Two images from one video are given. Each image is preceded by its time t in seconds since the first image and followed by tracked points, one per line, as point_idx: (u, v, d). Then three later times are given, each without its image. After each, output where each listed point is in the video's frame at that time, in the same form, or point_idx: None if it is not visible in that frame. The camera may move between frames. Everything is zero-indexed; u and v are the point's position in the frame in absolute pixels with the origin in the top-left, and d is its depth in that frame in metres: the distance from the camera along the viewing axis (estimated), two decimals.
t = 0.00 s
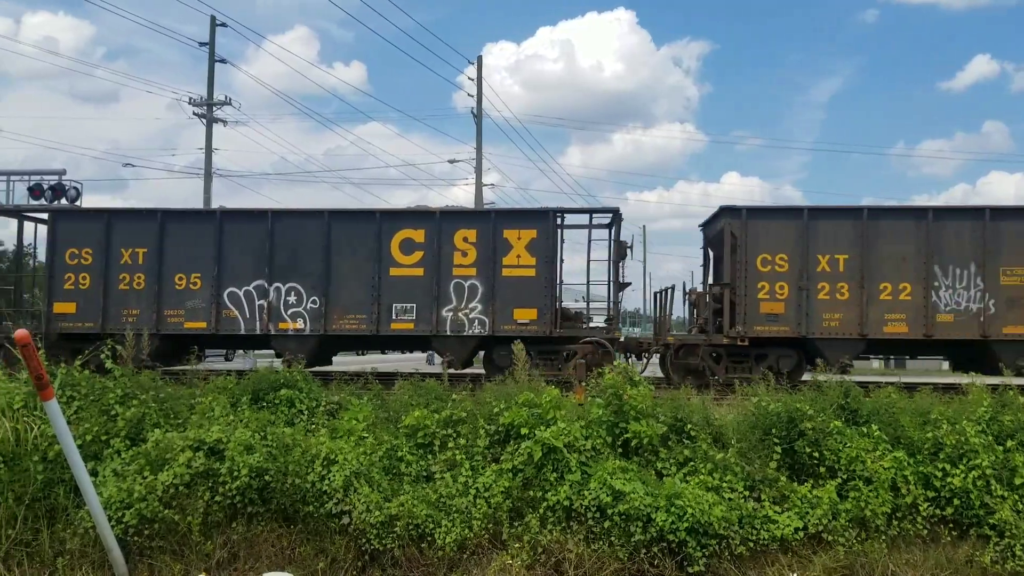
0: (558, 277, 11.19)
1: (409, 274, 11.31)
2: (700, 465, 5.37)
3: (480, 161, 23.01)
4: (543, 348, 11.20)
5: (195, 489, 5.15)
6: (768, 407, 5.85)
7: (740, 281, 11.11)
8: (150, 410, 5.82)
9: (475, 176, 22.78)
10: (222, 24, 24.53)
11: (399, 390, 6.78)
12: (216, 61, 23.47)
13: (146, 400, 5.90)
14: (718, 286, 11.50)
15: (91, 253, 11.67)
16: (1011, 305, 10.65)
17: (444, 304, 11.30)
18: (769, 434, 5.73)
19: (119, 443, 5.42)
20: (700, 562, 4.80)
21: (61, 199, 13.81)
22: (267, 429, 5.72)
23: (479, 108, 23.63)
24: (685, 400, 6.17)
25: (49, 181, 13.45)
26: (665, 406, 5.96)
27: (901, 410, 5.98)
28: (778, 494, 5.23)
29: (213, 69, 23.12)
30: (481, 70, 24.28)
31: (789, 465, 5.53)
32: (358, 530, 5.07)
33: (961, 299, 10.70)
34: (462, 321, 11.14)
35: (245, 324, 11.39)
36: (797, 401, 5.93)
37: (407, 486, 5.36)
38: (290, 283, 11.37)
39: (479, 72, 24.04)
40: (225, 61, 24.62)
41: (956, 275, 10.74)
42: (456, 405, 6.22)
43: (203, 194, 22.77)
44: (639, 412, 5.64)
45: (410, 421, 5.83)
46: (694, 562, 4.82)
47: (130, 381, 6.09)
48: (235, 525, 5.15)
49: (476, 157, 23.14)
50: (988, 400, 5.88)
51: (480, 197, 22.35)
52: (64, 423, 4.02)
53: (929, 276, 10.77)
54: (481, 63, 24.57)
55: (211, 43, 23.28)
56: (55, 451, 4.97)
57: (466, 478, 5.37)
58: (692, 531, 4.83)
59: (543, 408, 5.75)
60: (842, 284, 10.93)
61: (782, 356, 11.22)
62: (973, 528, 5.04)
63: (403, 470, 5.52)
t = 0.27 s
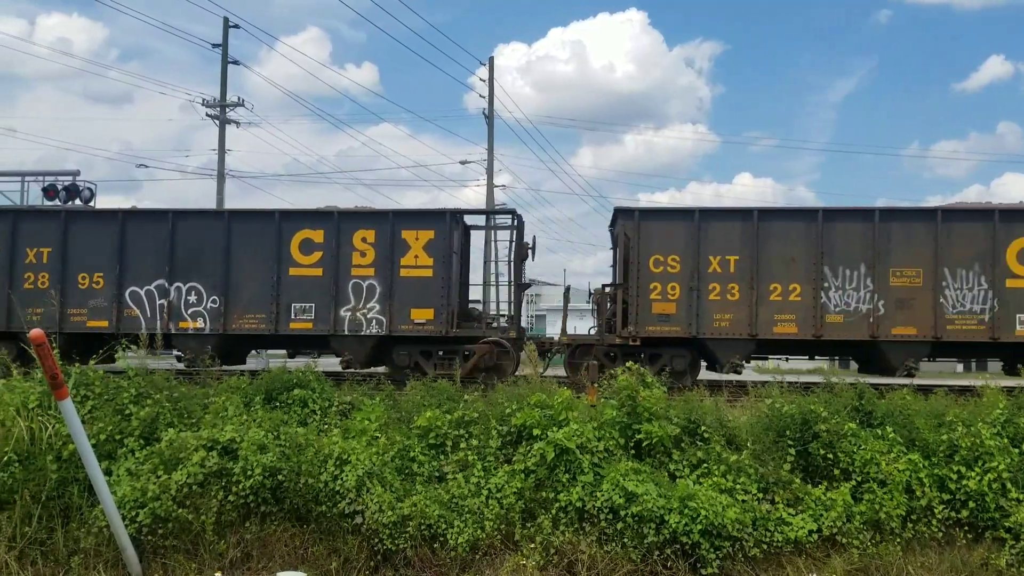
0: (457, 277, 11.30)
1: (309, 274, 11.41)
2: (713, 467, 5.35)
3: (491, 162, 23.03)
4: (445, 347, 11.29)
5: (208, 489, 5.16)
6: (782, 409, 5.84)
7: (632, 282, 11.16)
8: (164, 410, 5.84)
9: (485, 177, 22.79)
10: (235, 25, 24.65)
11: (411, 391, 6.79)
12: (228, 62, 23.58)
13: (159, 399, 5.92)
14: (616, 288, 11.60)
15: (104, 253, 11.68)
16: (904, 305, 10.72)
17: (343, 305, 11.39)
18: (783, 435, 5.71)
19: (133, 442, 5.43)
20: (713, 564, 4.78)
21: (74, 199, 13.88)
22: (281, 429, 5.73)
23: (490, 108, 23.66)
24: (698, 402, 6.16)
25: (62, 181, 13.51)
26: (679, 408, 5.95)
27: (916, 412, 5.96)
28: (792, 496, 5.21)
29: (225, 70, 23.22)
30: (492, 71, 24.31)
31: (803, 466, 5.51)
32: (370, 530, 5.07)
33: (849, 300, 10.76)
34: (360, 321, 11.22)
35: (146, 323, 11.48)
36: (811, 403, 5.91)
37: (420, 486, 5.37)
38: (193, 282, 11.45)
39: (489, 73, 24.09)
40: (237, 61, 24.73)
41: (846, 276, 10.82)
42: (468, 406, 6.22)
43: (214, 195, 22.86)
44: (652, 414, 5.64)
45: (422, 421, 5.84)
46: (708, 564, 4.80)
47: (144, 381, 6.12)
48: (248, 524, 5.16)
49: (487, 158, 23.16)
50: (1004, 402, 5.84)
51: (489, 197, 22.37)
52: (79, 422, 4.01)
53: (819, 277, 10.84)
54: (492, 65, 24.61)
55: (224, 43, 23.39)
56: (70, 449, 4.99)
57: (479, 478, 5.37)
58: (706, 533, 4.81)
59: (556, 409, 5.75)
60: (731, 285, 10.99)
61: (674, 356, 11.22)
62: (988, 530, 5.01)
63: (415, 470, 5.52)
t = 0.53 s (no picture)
0: (343, 276, 11.69)
1: (198, 274, 11.80)
2: (717, 468, 5.35)
3: (494, 163, 23.07)
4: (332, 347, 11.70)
5: (212, 490, 5.15)
6: (786, 410, 5.84)
7: (519, 282, 11.43)
8: (167, 410, 5.85)
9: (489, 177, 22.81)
10: (239, 27, 24.69)
11: (414, 391, 6.80)
12: (232, 63, 23.65)
13: (163, 400, 5.93)
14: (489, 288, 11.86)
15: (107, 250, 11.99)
16: (788, 304, 10.99)
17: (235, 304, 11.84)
18: (787, 437, 5.71)
19: (137, 443, 5.44)
20: (716, 566, 4.76)
21: (79, 200, 13.90)
22: (284, 430, 5.73)
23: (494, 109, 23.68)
24: (701, 403, 6.17)
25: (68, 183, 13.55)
26: (683, 409, 5.95)
27: (920, 413, 5.96)
28: (796, 497, 5.20)
29: (229, 71, 23.29)
30: (496, 72, 24.33)
31: (807, 468, 5.51)
32: (374, 531, 5.06)
33: (729, 299, 11.05)
34: (251, 321, 11.71)
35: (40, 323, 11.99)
36: (814, 404, 5.91)
37: (423, 487, 5.36)
38: (82, 283, 11.96)
39: (493, 74, 24.10)
40: (241, 63, 24.77)
41: (726, 276, 11.10)
42: (472, 407, 6.24)
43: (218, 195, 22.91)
44: (656, 415, 5.63)
45: (425, 422, 5.84)
46: (711, 565, 4.77)
47: (148, 382, 6.13)
48: (252, 525, 5.16)
49: (491, 159, 23.20)
50: (1009, 403, 5.84)
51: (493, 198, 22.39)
52: (81, 422, 4.01)
53: (700, 277, 11.13)
54: (496, 65, 24.64)
55: (229, 44, 23.43)
56: (74, 450, 4.99)
57: (482, 479, 5.37)
58: (709, 534, 4.78)
59: (559, 409, 5.75)
60: (616, 285, 11.31)
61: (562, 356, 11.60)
62: (993, 532, 4.99)
63: (419, 471, 5.53)
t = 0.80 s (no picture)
0: (236, 276, 11.91)
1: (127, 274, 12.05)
2: (721, 468, 5.34)
3: (499, 164, 23.06)
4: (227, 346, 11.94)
5: (216, 490, 5.14)
6: (790, 411, 5.83)
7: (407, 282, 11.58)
8: (172, 411, 5.86)
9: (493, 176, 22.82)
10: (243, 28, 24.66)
11: (419, 392, 6.81)
12: (237, 64, 23.70)
13: (168, 400, 5.94)
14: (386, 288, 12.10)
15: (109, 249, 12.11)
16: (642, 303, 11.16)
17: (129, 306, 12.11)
18: (791, 437, 5.70)
19: (141, 443, 5.44)
20: (721, 567, 4.73)
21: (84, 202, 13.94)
22: (288, 430, 5.74)
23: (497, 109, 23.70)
24: (705, 403, 6.17)
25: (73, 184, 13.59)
26: (687, 410, 5.95)
27: (925, 414, 5.96)
28: (800, 498, 5.20)
29: (234, 71, 23.33)
30: (500, 72, 24.34)
31: (811, 469, 5.50)
32: (378, 531, 5.04)
33: (614, 298, 11.21)
34: (144, 321, 11.95)
35: None
36: (819, 405, 5.91)
37: (428, 488, 5.36)
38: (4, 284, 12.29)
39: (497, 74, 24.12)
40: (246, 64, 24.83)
41: (611, 276, 11.25)
42: (476, 407, 6.24)
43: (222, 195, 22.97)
44: (660, 416, 5.62)
45: (429, 423, 5.85)
46: (716, 567, 4.75)
47: (152, 382, 6.14)
48: (256, 525, 5.16)
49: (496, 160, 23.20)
50: (1015, 405, 5.82)
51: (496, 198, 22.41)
52: (87, 423, 4.00)
53: (586, 277, 11.29)
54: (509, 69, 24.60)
55: (233, 45, 23.47)
56: (79, 450, 4.99)
57: (486, 480, 5.36)
58: (714, 534, 4.77)
59: (563, 410, 5.75)
60: (503, 285, 11.50)
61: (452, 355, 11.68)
62: (998, 533, 4.98)
63: (423, 472, 5.53)
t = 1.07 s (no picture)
0: (129, 279, 11.91)
1: None
2: (723, 470, 5.34)
3: (500, 166, 23.09)
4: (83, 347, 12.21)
5: (217, 492, 5.12)
6: (791, 413, 5.82)
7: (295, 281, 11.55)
8: (173, 413, 5.86)
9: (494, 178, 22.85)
10: (245, 30, 24.70)
11: (420, 394, 6.81)
12: (238, 66, 23.74)
13: (169, 402, 5.95)
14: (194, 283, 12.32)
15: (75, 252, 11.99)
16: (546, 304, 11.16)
17: (23, 307, 12.12)
18: (793, 439, 5.69)
19: (142, 445, 5.44)
20: (723, 569, 4.71)
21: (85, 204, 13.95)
22: (290, 432, 5.74)
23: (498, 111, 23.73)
24: (707, 405, 6.17)
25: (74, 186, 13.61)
26: (688, 412, 5.95)
27: (926, 416, 5.96)
28: (802, 500, 5.19)
29: (235, 73, 23.35)
30: (501, 75, 24.39)
31: (813, 471, 5.48)
32: (378, 534, 5.02)
33: (500, 299, 11.24)
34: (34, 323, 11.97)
35: None
36: (821, 407, 5.90)
37: (429, 490, 5.35)
38: None
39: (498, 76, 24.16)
40: (247, 67, 24.88)
41: (495, 276, 11.30)
42: (477, 409, 6.25)
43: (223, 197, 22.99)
44: (661, 418, 5.62)
45: (431, 424, 5.85)
46: (717, 568, 4.73)
47: (154, 384, 6.15)
48: (257, 527, 5.14)
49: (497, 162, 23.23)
50: (1016, 406, 5.82)
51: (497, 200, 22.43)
52: (89, 426, 3.97)
53: (471, 278, 11.33)
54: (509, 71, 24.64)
55: (235, 48, 23.50)
56: (80, 452, 5.01)
57: (487, 482, 5.35)
58: (715, 536, 4.75)
59: (564, 412, 5.75)
60: (391, 285, 11.51)
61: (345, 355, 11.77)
62: (1000, 535, 4.97)
63: (424, 473, 5.52)
